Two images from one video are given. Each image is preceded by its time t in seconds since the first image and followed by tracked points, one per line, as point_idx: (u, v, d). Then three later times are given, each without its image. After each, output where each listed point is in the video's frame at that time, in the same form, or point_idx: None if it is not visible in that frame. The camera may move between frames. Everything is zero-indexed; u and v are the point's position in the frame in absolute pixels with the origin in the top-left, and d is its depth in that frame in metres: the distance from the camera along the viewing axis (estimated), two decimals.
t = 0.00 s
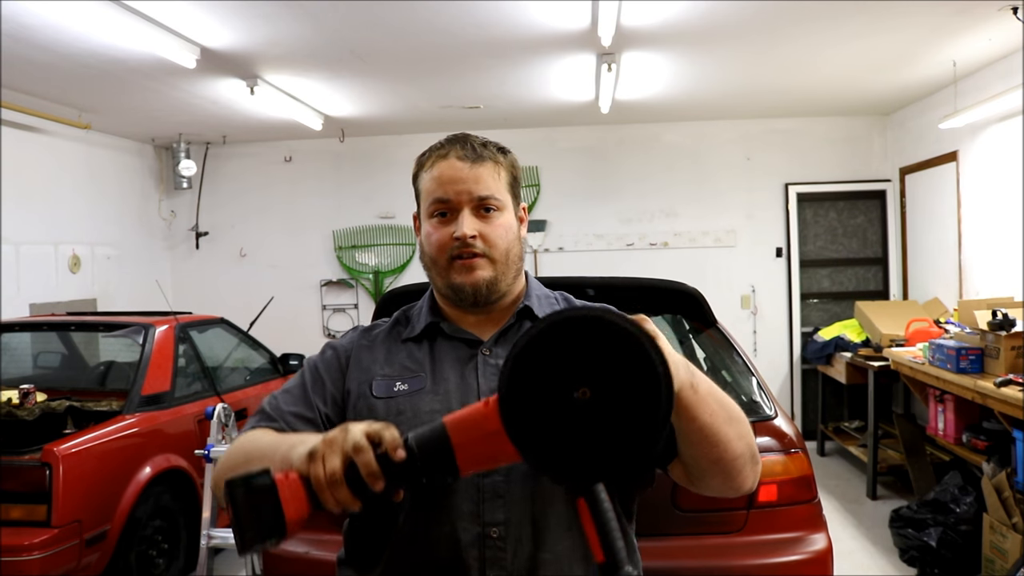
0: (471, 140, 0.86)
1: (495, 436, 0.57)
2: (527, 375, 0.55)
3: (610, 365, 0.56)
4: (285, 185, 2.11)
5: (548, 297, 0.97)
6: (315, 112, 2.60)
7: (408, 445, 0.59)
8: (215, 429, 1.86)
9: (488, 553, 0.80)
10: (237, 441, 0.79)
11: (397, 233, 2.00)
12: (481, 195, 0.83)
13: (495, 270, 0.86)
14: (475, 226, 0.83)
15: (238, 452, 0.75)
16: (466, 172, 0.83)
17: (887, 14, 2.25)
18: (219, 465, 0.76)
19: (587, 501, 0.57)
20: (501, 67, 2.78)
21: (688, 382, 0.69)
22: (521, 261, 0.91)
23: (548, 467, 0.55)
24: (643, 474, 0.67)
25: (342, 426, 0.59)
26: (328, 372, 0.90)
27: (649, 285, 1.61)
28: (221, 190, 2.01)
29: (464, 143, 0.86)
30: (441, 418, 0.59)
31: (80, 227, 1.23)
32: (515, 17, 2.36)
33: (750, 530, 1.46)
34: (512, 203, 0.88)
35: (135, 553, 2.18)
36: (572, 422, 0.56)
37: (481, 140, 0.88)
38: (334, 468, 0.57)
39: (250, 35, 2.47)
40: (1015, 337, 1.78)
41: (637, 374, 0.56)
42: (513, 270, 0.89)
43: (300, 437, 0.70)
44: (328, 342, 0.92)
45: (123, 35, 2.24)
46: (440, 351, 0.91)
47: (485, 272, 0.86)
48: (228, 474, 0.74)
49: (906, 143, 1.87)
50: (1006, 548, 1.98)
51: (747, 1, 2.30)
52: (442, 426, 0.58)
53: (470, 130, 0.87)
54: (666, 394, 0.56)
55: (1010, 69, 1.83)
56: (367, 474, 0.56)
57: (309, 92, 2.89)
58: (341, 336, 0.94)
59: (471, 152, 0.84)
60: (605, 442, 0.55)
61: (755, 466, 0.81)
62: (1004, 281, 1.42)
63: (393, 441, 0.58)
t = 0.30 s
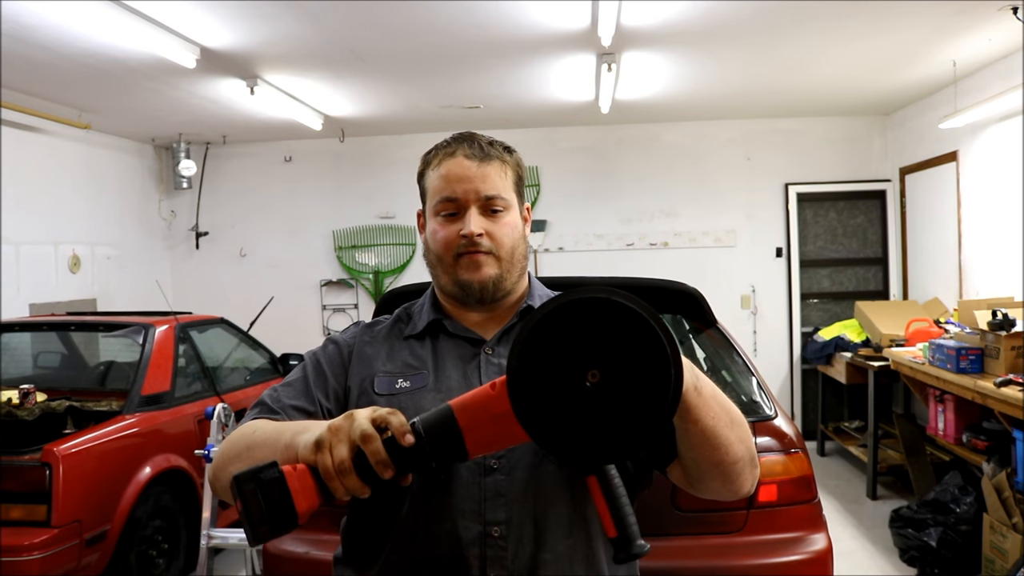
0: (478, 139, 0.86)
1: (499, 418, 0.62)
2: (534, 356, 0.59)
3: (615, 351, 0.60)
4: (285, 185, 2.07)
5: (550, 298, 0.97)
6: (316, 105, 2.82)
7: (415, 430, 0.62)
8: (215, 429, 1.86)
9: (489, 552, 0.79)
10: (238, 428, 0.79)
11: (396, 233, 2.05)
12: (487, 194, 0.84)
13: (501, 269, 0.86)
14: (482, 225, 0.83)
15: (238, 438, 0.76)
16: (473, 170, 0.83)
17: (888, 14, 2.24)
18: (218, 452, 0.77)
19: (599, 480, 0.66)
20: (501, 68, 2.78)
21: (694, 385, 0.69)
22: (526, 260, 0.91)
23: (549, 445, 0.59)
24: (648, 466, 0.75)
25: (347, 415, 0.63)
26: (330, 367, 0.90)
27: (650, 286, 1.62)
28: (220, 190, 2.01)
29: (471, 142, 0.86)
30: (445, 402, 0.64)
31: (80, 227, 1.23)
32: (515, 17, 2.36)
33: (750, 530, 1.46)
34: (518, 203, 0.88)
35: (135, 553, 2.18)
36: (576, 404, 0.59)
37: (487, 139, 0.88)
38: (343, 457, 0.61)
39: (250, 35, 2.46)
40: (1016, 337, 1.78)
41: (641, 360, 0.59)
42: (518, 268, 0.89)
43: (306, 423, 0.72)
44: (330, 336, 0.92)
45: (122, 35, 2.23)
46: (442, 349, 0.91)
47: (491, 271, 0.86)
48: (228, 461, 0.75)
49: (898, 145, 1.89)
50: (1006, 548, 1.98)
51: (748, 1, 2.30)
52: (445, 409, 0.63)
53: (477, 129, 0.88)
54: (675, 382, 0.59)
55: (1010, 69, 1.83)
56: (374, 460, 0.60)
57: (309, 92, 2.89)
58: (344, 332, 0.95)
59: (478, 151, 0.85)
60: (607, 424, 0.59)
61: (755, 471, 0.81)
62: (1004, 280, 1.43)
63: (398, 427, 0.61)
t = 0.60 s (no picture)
0: (481, 137, 0.87)
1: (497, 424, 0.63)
2: (528, 361, 0.59)
3: (610, 354, 0.60)
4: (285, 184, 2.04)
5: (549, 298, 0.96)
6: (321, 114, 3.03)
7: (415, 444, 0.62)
8: (215, 429, 1.86)
9: (489, 553, 0.79)
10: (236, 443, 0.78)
11: (397, 233, 2.01)
12: (489, 192, 0.84)
13: (501, 267, 0.85)
14: (483, 222, 0.83)
15: (238, 454, 0.75)
16: (475, 168, 0.84)
17: (889, 14, 2.24)
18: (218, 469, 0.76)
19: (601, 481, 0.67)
20: (501, 68, 2.77)
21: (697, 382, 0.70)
22: (526, 260, 0.91)
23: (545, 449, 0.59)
24: (648, 467, 0.76)
25: (346, 432, 0.63)
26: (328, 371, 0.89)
27: (650, 286, 1.62)
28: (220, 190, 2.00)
29: (473, 140, 0.86)
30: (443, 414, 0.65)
31: (80, 227, 1.23)
32: (515, 17, 2.36)
33: (750, 530, 1.46)
34: (519, 201, 0.88)
35: (135, 553, 2.18)
36: (572, 409, 0.60)
37: (489, 138, 0.89)
38: (344, 475, 0.61)
39: (249, 35, 2.46)
40: (1016, 337, 1.73)
41: (635, 363, 0.59)
42: (518, 267, 0.88)
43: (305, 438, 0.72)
44: (327, 341, 0.92)
45: (121, 35, 2.23)
46: (440, 349, 0.91)
47: (491, 268, 0.85)
48: (229, 479, 0.74)
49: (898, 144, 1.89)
50: (1006, 548, 1.98)
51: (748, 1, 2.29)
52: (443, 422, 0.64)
53: (479, 129, 0.88)
54: (670, 383, 0.59)
55: (1010, 69, 1.83)
56: (378, 477, 0.60)
57: (309, 92, 2.90)
58: (341, 335, 0.94)
59: (480, 149, 0.85)
60: (603, 426, 0.59)
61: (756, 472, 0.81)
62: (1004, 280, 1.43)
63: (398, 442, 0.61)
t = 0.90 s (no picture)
0: (479, 137, 0.87)
1: (493, 425, 0.64)
2: (518, 351, 0.61)
3: (598, 343, 0.61)
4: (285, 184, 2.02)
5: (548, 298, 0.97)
6: (323, 114, 3.05)
7: (420, 455, 0.64)
8: (215, 429, 1.86)
9: (488, 554, 0.79)
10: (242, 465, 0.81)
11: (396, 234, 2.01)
12: (488, 191, 0.84)
13: (501, 265, 0.85)
14: (482, 220, 0.83)
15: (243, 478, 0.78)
16: (474, 166, 0.84)
17: (890, 14, 2.23)
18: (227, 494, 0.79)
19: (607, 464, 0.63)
20: (501, 68, 2.77)
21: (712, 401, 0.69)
22: (525, 258, 0.91)
23: (536, 436, 0.61)
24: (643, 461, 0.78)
25: (349, 453, 0.63)
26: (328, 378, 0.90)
27: (651, 286, 1.62)
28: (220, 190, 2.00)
29: (471, 139, 0.86)
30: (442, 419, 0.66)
31: (80, 227, 1.23)
32: (515, 17, 2.36)
33: (750, 530, 1.46)
34: (518, 200, 0.88)
35: (135, 553, 2.18)
36: (561, 396, 0.61)
37: (488, 137, 0.89)
38: (354, 496, 0.62)
39: (249, 35, 2.46)
40: (1016, 338, 1.80)
41: (623, 354, 0.60)
42: (517, 266, 0.88)
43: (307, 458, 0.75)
44: (325, 349, 0.92)
45: (120, 35, 2.24)
46: (438, 351, 0.91)
47: (491, 264, 0.85)
48: (242, 504, 0.77)
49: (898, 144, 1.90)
50: (1006, 548, 2.00)
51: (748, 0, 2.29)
52: (442, 428, 0.65)
53: (477, 128, 0.88)
54: (656, 371, 0.59)
55: (1010, 69, 1.83)
56: (390, 493, 0.61)
57: (309, 91, 2.90)
58: (339, 341, 0.94)
59: (479, 147, 0.85)
60: (592, 413, 0.61)
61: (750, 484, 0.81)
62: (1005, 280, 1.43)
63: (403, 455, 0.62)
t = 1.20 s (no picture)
0: (484, 137, 0.87)
1: (504, 457, 0.63)
2: (518, 367, 0.59)
3: (597, 363, 0.60)
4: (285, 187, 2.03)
5: (548, 297, 0.97)
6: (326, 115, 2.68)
7: (446, 498, 0.63)
8: (215, 429, 1.86)
9: (487, 557, 0.79)
10: (265, 502, 0.85)
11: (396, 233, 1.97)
12: (495, 192, 0.84)
13: (507, 268, 0.86)
14: (489, 222, 0.83)
15: (274, 524, 0.82)
16: (480, 168, 0.84)
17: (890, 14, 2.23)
18: (266, 540, 0.84)
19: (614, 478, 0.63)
20: (501, 68, 2.77)
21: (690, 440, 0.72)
22: (529, 260, 0.91)
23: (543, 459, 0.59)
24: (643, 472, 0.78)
25: (384, 513, 0.65)
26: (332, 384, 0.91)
27: (651, 286, 1.63)
28: (219, 190, 2.00)
29: (476, 140, 0.87)
30: (454, 458, 0.64)
31: (80, 227, 1.23)
32: (515, 17, 2.37)
33: (750, 530, 1.46)
34: (523, 202, 0.88)
35: (135, 553, 2.18)
36: (564, 412, 0.59)
37: (492, 138, 0.89)
38: (400, 552, 0.65)
39: (249, 36, 2.47)
40: (1016, 337, 1.78)
41: (621, 371, 0.59)
42: (521, 267, 0.89)
43: (338, 509, 0.79)
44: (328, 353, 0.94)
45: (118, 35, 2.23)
46: (438, 352, 0.91)
47: (497, 268, 0.85)
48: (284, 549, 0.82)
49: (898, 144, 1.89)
50: (1006, 548, 1.99)
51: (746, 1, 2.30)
52: (456, 468, 0.63)
53: (481, 129, 0.89)
54: (653, 389, 0.59)
55: (1010, 69, 1.83)
56: (431, 543, 0.63)
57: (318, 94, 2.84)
58: (341, 344, 0.95)
59: (484, 149, 0.86)
60: (594, 431, 0.59)
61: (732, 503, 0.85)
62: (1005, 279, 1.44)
63: (433, 504, 0.63)
